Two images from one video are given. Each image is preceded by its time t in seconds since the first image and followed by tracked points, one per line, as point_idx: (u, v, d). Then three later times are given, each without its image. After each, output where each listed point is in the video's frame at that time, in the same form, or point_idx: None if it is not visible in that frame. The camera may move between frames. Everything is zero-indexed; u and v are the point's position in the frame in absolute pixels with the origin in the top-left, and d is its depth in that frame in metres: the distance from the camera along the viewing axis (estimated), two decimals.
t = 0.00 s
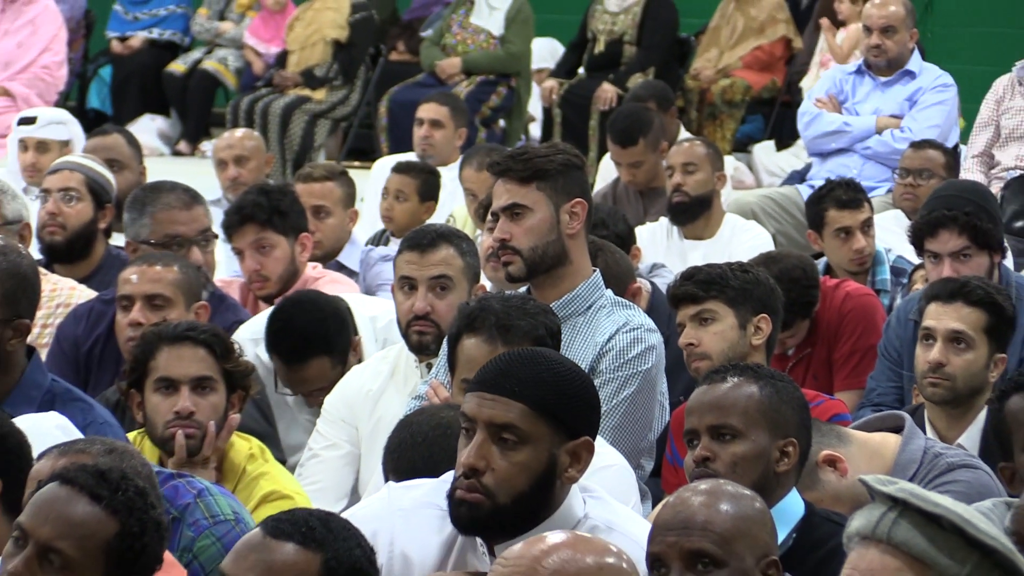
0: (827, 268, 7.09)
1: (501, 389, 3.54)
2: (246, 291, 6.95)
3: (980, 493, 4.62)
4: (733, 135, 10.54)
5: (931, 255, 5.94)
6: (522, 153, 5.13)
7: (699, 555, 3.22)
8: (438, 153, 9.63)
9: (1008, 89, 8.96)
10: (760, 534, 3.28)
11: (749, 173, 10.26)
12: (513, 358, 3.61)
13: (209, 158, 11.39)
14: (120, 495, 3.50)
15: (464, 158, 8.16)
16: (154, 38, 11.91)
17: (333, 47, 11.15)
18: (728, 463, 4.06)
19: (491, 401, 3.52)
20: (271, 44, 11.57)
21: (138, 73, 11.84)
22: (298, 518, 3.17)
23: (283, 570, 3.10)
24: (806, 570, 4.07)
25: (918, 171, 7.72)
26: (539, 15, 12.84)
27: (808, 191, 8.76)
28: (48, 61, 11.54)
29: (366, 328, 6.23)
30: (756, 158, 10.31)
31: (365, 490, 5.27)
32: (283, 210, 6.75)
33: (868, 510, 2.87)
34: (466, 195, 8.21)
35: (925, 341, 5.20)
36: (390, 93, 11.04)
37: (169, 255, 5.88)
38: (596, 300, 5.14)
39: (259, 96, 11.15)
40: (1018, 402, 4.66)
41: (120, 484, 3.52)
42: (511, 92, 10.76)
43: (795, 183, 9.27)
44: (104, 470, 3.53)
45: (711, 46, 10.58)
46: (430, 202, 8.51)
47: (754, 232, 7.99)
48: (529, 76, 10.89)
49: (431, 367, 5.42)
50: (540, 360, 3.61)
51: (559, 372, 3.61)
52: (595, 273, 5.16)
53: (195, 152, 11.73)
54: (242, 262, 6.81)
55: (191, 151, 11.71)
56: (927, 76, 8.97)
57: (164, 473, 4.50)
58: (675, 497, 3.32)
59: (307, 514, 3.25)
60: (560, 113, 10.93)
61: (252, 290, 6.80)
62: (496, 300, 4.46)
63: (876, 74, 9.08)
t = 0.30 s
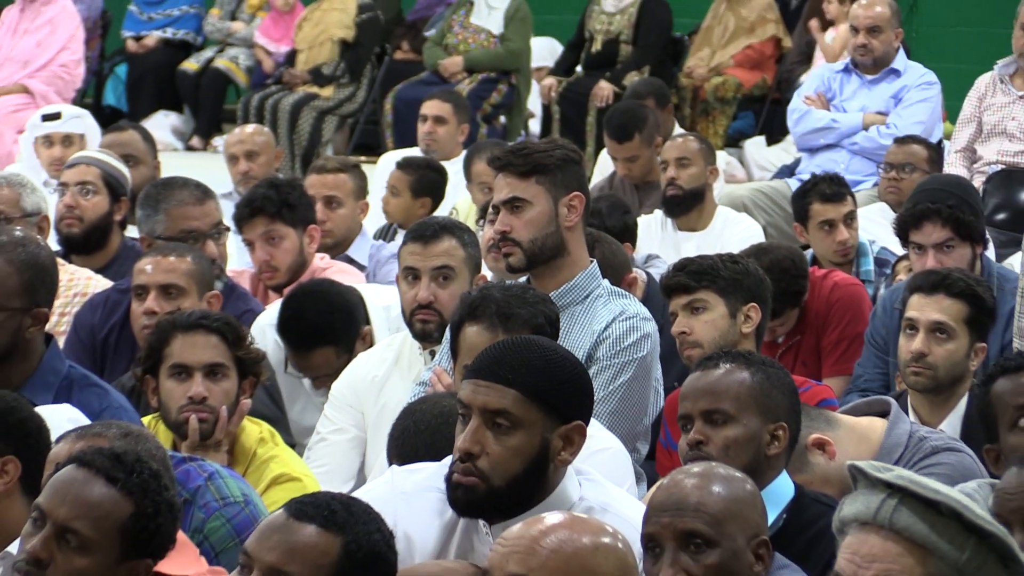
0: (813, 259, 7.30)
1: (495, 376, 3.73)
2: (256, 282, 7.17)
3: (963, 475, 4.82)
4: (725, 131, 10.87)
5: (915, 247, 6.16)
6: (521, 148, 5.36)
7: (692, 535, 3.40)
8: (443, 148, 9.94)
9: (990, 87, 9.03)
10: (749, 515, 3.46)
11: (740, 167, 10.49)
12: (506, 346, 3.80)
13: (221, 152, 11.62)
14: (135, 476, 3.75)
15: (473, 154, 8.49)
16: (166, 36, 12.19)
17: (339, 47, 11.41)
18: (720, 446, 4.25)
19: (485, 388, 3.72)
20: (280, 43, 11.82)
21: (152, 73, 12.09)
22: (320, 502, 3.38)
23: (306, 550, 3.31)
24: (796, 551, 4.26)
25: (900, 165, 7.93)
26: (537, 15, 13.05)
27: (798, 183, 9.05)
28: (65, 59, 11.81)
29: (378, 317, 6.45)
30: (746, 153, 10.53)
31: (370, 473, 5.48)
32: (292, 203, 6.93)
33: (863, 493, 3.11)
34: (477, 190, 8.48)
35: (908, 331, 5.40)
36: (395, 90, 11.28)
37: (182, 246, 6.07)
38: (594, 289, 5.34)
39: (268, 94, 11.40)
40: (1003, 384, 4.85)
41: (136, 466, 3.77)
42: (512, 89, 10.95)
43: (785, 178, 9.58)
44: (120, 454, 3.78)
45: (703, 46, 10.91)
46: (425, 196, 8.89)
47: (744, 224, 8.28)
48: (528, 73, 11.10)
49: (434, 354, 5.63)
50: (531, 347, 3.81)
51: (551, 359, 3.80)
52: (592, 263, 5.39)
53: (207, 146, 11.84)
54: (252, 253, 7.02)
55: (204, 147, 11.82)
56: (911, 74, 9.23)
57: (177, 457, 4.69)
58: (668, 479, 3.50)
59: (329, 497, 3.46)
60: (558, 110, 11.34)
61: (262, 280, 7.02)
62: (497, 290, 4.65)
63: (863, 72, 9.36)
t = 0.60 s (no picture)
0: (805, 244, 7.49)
1: (492, 360, 3.83)
2: (260, 266, 7.28)
3: (954, 457, 4.93)
4: (720, 119, 11.01)
5: (907, 233, 6.28)
6: (521, 136, 5.49)
7: (702, 516, 3.50)
8: (443, 136, 10.04)
9: (979, 77, 9.12)
10: (745, 495, 3.58)
11: (735, 155, 10.55)
12: (502, 331, 3.90)
13: (225, 140, 11.75)
14: (141, 458, 3.88)
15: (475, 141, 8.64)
16: (172, 26, 12.26)
17: (343, 37, 11.50)
18: (718, 428, 4.32)
19: (481, 371, 3.82)
20: (284, 33, 11.82)
21: (158, 64, 12.17)
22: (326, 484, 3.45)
23: (311, 531, 3.39)
24: (790, 532, 4.35)
25: (892, 152, 8.04)
26: (535, 6, 13.14)
27: (791, 171, 9.22)
28: (74, 49, 11.91)
29: (378, 303, 6.57)
30: (742, 141, 10.59)
31: (372, 455, 5.61)
32: (295, 189, 7.05)
33: (865, 480, 3.17)
34: (477, 177, 8.60)
35: (897, 318, 5.50)
36: (397, 78, 11.36)
37: (187, 232, 6.18)
38: (591, 275, 5.47)
39: (273, 83, 11.45)
40: (992, 366, 4.96)
41: (141, 448, 3.89)
42: (511, 77, 11.09)
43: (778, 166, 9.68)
44: (126, 435, 3.90)
45: (699, 36, 11.09)
46: (415, 184, 9.12)
47: (738, 211, 8.41)
48: (527, 60, 11.20)
49: (434, 338, 5.75)
50: (527, 331, 3.90)
51: (546, 343, 3.90)
52: (590, 250, 5.52)
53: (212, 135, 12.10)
54: (256, 239, 7.14)
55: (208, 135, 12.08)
56: (903, 64, 9.39)
57: (183, 439, 4.78)
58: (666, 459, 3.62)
59: (335, 480, 3.53)
60: (556, 98, 11.51)
61: (266, 265, 7.14)
62: (497, 275, 4.75)
63: (856, 62, 9.51)
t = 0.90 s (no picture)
0: (799, 233, 7.61)
1: (493, 346, 3.93)
2: (266, 255, 7.41)
3: (945, 441, 4.98)
4: (716, 110, 11.10)
5: (900, 222, 6.41)
6: (522, 127, 5.60)
7: (687, 503, 3.58)
8: (444, 127, 10.18)
9: (971, 69, 9.20)
10: (737, 478, 3.67)
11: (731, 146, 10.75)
12: (503, 317, 4.00)
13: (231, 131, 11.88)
14: (149, 443, 3.98)
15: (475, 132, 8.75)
16: (179, 19, 12.42)
17: (346, 29, 11.61)
18: (715, 412, 4.41)
19: (483, 357, 3.92)
20: (289, 26, 11.97)
21: (164, 56, 12.34)
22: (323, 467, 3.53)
23: (307, 513, 3.47)
24: (784, 514, 4.45)
25: (885, 143, 8.18)
26: None
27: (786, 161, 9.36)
28: (82, 40, 12.04)
29: (369, 289, 6.67)
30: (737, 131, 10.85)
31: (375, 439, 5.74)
32: (299, 179, 7.17)
33: (869, 463, 3.16)
34: (477, 167, 8.71)
35: (889, 306, 5.61)
36: (398, 70, 11.46)
37: (193, 221, 6.28)
38: (590, 263, 5.58)
39: (277, 74, 11.58)
40: (984, 353, 5.06)
41: (150, 433, 4.00)
42: (511, 69, 11.21)
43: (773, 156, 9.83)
44: (135, 421, 4.01)
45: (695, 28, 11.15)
46: (412, 173, 9.24)
47: (734, 199, 8.57)
48: (526, 51, 11.32)
49: (436, 325, 5.88)
50: (527, 318, 4.01)
51: (547, 330, 4.00)
52: (590, 238, 5.63)
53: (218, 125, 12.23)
54: (261, 227, 7.26)
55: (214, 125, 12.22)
56: (895, 56, 9.50)
57: (190, 425, 4.89)
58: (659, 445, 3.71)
59: (333, 463, 3.62)
60: (555, 90, 11.54)
61: (271, 254, 7.26)
62: (499, 263, 4.85)
63: (849, 54, 9.63)
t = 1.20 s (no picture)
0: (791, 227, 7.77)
1: (494, 336, 4.08)
2: (272, 248, 7.58)
3: (934, 430, 5.14)
4: (711, 106, 11.40)
5: (891, 215, 6.57)
6: (523, 123, 5.76)
7: (658, 490, 3.74)
8: (446, 122, 10.33)
9: (959, 66, 9.39)
10: (730, 465, 3.79)
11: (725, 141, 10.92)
12: (504, 308, 4.14)
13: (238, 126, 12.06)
14: (161, 430, 4.06)
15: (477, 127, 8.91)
16: (188, 18, 12.65)
17: (351, 27, 11.80)
18: (709, 401, 4.55)
19: (484, 346, 4.07)
20: (295, 24, 12.22)
21: (173, 54, 12.58)
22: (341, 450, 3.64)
23: (325, 494, 3.57)
24: (777, 501, 4.56)
25: (875, 138, 8.40)
26: None
27: (779, 156, 9.50)
28: (94, 38, 12.27)
29: (377, 283, 6.86)
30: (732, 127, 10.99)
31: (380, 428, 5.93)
32: (306, 174, 7.33)
33: (867, 450, 3.22)
34: (478, 162, 8.87)
35: (881, 297, 5.75)
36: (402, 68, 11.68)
37: (201, 215, 6.44)
38: (589, 255, 5.73)
39: (284, 72, 11.76)
40: (976, 341, 5.20)
41: (161, 421, 4.08)
42: (511, 66, 11.35)
43: (767, 151, 10.10)
44: (146, 409, 4.09)
45: (692, 26, 11.41)
46: (411, 168, 9.40)
47: (730, 192, 8.77)
48: (526, 48, 11.47)
49: (439, 315, 6.07)
50: (528, 309, 4.15)
51: (547, 320, 4.15)
52: (588, 232, 5.79)
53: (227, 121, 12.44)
54: (268, 221, 7.43)
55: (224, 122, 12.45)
56: (885, 55, 9.84)
57: (201, 413, 5.03)
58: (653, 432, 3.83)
59: (349, 446, 3.72)
60: (555, 86, 11.84)
61: (277, 247, 7.43)
62: (500, 255, 5.00)
63: (841, 52, 9.95)
